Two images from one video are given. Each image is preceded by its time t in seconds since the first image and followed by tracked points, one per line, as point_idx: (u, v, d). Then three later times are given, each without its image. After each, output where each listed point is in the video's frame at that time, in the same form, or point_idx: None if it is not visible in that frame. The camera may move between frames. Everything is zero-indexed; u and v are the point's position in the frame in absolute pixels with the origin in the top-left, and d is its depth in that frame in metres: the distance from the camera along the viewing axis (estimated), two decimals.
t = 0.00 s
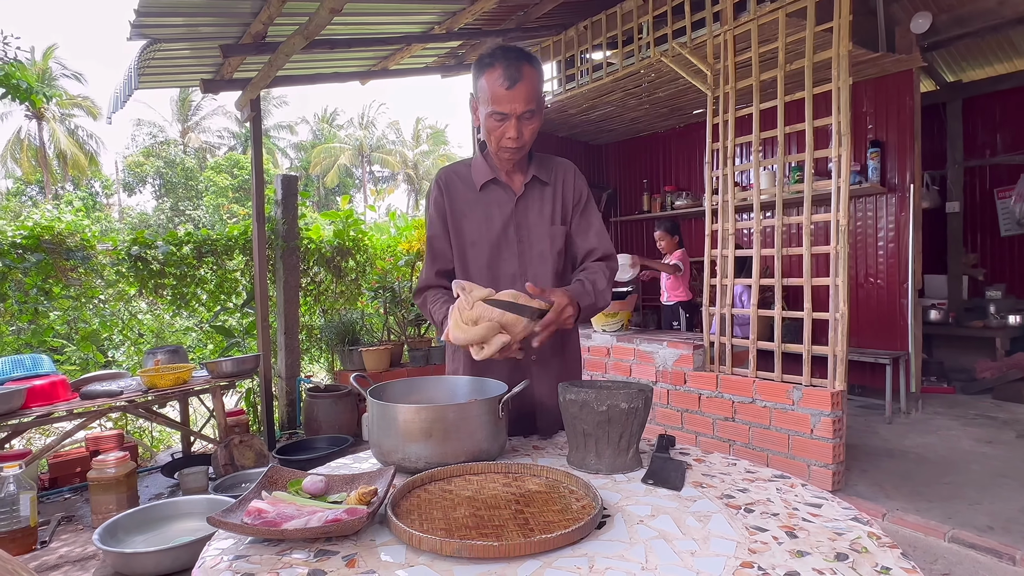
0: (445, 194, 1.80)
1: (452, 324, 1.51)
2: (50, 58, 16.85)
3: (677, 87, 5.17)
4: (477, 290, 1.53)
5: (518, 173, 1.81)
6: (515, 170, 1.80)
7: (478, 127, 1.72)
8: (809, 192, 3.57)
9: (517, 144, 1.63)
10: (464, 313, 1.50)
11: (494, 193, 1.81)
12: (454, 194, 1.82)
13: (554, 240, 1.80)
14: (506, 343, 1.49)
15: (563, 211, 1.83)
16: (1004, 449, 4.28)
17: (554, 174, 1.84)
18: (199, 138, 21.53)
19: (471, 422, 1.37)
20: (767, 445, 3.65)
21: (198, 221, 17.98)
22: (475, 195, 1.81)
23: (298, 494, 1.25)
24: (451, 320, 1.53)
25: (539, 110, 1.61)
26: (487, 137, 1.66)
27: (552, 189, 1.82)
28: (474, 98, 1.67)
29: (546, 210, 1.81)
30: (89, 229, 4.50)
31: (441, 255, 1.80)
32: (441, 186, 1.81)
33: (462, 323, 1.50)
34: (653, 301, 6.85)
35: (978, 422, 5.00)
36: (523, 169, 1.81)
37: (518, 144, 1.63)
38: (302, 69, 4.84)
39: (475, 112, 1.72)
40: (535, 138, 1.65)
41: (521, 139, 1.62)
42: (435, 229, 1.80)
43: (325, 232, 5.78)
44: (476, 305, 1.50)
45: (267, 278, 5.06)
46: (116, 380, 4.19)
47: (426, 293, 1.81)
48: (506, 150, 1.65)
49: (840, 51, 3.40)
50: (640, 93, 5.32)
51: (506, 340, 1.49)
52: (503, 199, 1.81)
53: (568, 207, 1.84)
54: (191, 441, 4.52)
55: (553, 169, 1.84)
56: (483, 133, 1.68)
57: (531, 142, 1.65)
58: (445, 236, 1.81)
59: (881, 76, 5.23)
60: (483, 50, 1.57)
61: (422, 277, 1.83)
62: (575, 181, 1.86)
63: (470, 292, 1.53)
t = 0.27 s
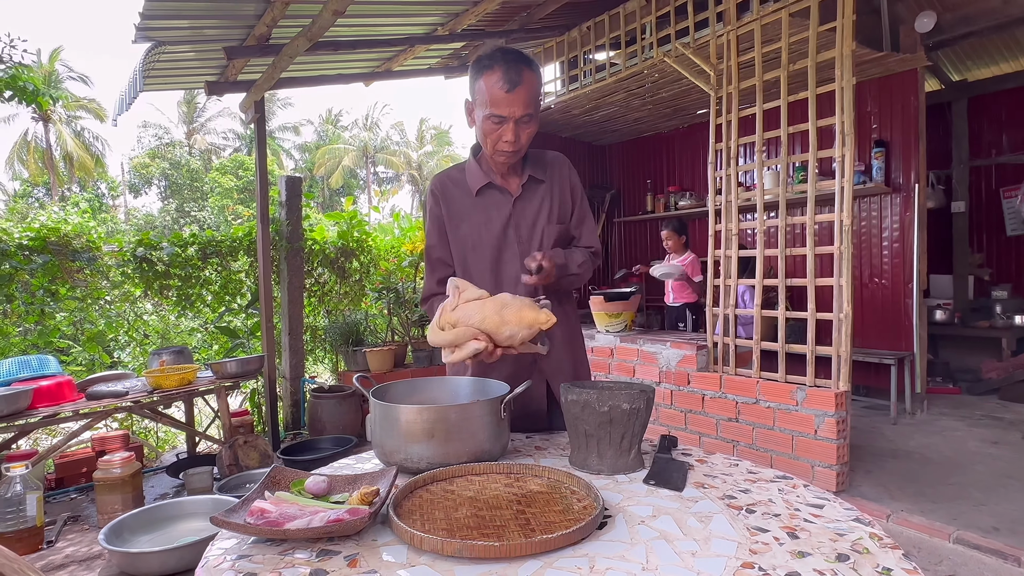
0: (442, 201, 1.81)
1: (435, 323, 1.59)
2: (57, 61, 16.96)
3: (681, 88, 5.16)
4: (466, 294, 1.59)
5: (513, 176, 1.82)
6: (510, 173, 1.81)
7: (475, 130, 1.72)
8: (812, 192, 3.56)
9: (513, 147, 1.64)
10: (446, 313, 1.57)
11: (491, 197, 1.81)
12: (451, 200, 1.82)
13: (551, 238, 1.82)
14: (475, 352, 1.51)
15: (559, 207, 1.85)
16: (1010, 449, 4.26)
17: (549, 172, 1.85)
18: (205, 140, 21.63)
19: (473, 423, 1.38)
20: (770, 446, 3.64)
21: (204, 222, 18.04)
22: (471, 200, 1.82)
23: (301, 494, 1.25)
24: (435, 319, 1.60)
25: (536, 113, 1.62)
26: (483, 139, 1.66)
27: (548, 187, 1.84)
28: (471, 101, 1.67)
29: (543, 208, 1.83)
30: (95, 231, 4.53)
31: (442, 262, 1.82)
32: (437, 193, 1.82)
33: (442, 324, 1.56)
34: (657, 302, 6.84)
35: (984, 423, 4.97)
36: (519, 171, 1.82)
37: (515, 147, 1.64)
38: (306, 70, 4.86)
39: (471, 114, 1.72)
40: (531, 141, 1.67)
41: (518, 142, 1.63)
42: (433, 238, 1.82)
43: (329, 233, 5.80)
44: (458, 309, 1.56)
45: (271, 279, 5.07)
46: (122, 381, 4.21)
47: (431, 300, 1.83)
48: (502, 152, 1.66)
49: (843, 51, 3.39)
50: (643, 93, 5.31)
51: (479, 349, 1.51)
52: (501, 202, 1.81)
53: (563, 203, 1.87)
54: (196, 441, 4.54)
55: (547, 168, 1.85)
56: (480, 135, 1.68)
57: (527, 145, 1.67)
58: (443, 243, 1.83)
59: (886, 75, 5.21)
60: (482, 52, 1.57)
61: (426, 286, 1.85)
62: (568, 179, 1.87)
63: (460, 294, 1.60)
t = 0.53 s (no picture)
0: (438, 207, 1.82)
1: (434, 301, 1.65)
2: (62, 63, 17.05)
3: (684, 87, 5.15)
4: (470, 283, 1.61)
5: (507, 178, 1.84)
6: (504, 175, 1.83)
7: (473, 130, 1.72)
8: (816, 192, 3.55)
9: (513, 146, 1.65)
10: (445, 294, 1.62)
11: (487, 201, 1.83)
12: (447, 206, 1.84)
13: (546, 238, 1.85)
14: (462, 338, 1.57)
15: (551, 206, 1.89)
16: (1015, 450, 4.23)
17: (540, 172, 1.89)
18: (209, 141, 21.70)
19: (474, 422, 1.38)
20: (774, 446, 3.63)
21: (208, 223, 18.09)
22: (467, 205, 1.83)
23: (302, 493, 1.26)
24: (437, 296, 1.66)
25: (535, 114, 1.65)
26: (482, 139, 1.67)
27: (541, 186, 1.87)
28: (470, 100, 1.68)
29: (537, 208, 1.86)
30: (100, 232, 4.55)
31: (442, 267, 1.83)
32: (432, 199, 1.83)
33: (438, 303, 1.62)
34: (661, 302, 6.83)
35: (990, 423, 4.94)
36: (512, 173, 1.84)
37: (515, 146, 1.65)
38: (309, 71, 4.87)
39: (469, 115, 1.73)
40: (531, 142, 1.68)
41: (518, 142, 1.65)
42: (433, 244, 1.84)
43: (333, 233, 5.81)
44: (457, 294, 1.59)
45: (275, 279, 5.08)
46: (127, 381, 4.23)
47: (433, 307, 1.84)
48: (501, 151, 1.68)
49: (846, 50, 3.38)
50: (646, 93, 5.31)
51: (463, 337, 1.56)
52: (496, 205, 1.83)
53: (555, 203, 1.90)
54: (200, 441, 4.55)
55: (538, 168, 1.89)
56: (479, 134, 1.69)
57: (526, 146, 1.69)
58: (443, 249, 1.85)
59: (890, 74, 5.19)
60: (484, 51, 1.59)
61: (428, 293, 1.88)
62: (558, 178, 1.91)
63: (464, 280, 1.62)
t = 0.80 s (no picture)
0: (434, 209, 1.84)
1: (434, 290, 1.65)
2: (67, 64, 17.12)
3: (687, 87, 5.14)
4: (471, 278, 1.60)
5: (502, 178, 1.84)
6: (499, 175, 1.83)
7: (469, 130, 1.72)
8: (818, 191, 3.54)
9: (511, 145, 1.65)
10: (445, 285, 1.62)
11: (483, 202, 1.83)
12: (443, 209, 1.84)
13: (542, 237, 1.84)
14: (453, 332, 1.55)
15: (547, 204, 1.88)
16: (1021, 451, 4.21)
17: (535, 171, 1.89)
18: (214, 142, 21.77)
19: (474, 423, 1.38)
20: (777, 447, 3.62)
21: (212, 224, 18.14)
22: (463, 207, 1.84)
23: (302, 494, 1.26)
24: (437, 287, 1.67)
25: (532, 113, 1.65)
26: (478, 139, 1.67)
27: (536, 185, 1.87)
28: (465, 98, 1.67)
29: (534, 207, 1.86)
30: (104, 233, 4.56)
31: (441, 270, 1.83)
32: (429, 202, 1.84)
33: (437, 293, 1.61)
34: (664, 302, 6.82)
35: (995, 424, 4.91)
36: (507, 173, 1.84)
37: (512, 145, 1.65)
38: (312, 72, 4.88)
39: (465, 115, 1.73)
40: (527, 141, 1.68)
41: (515, 141, 1.64)
42: (431, 247, 1.85)
43: (336, 234, 5.81)
44: (456, 288, 1.59)
45: (278, 280, 5.09)
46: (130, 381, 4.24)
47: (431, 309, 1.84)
48: (498, 151, 1.67)
49: (849, 49, 3.36)
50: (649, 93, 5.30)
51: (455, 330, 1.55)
52: (493, 205, 1.83)
53: (550, 200, 1.89)
54: (203, 441, 4.56)
55: (533, 167, 1.88)
56: (475, 134, 1.69)
57: (523, 145, 1.69)
58: (442, 252, 1.86)
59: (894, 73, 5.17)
60: (481, 49, 1.58)
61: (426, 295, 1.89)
62: (553, 177, 1.91)
63: (466, 274, 1.62)
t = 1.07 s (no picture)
0: (431, 211, 1.84)
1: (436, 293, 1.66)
2: (72, 66, 17.20)
3: (689, 87, 5.14)
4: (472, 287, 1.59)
5: (500, 179, 1.83)
6: (497, 176, 1.82)
7: (466, 132, 1.72)
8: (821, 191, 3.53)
9: (509, 146, 1.65)
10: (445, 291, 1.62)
11: (481, 203, 1.82)
12: (441, 211, 1.84)
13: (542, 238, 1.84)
14: (452, 340, 1.58)
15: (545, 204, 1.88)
16: None
17: (533, 170, 1.89)
18: (217, 143, 21.83)
19: (474, 423, 1.38)
20: (779, 448, 3.61)
21: (216, 225, 18.18)
22: (461, 209, 1.83)
23: (301, 495, 1.25)
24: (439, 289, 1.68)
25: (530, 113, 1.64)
26: (476, 140, 1.67)
27: (534, 185, 1.87)
28: (462, 99, 1.67)
29: (532, 208, 1.85)
30: (107, 233, 4.57)
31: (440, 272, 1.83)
32: (426, 204, 1.83)
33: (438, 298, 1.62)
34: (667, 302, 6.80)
35: (1000, 425, 4.89)
36: (505, 174, 1.84)
37: (511, 146, 1.65)
38: (314, 73, 4.89)
39: (462, 117, 1.73)
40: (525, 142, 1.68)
41: (513, 142, 1.64)
42: (429, 249, 1.86)
43: (338, 234, 5.82)
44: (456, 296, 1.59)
45: (280, 280, 5.10)
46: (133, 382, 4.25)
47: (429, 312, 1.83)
48: (496, 152, 1.67)
49: (852, 48, 3.35)
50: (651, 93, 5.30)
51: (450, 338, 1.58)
52: (491, 206, 1.82)
53: (549, 201, 1.90)
54: (206, 441, 4.57)
55: (531, 168, 1.88)
56: (473, 136, 1.68)
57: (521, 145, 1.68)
58: (441, 253, 1.86)
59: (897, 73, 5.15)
60: (478, 50, 1.58)
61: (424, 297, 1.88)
62: (551, 177, 1.91)
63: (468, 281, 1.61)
